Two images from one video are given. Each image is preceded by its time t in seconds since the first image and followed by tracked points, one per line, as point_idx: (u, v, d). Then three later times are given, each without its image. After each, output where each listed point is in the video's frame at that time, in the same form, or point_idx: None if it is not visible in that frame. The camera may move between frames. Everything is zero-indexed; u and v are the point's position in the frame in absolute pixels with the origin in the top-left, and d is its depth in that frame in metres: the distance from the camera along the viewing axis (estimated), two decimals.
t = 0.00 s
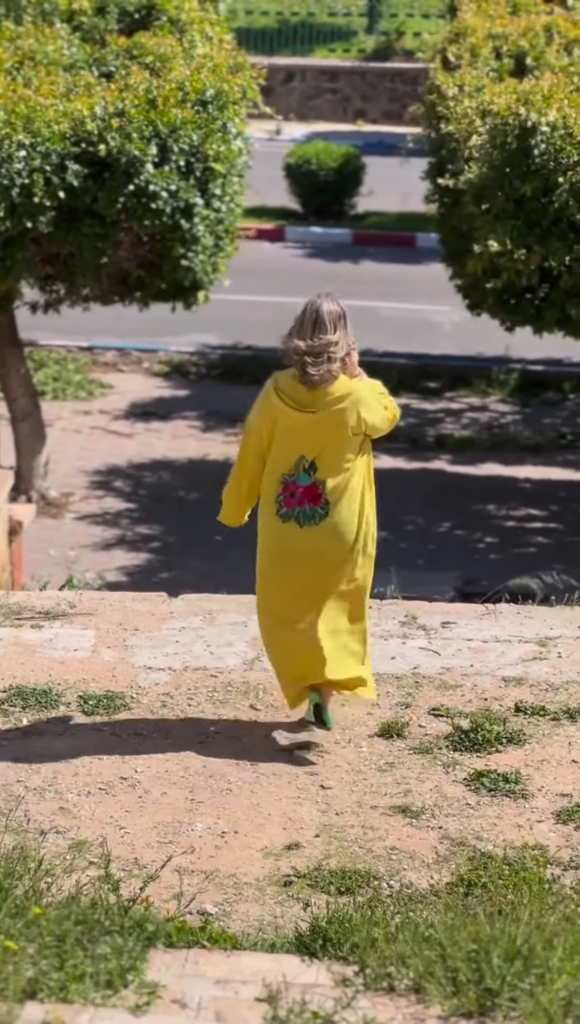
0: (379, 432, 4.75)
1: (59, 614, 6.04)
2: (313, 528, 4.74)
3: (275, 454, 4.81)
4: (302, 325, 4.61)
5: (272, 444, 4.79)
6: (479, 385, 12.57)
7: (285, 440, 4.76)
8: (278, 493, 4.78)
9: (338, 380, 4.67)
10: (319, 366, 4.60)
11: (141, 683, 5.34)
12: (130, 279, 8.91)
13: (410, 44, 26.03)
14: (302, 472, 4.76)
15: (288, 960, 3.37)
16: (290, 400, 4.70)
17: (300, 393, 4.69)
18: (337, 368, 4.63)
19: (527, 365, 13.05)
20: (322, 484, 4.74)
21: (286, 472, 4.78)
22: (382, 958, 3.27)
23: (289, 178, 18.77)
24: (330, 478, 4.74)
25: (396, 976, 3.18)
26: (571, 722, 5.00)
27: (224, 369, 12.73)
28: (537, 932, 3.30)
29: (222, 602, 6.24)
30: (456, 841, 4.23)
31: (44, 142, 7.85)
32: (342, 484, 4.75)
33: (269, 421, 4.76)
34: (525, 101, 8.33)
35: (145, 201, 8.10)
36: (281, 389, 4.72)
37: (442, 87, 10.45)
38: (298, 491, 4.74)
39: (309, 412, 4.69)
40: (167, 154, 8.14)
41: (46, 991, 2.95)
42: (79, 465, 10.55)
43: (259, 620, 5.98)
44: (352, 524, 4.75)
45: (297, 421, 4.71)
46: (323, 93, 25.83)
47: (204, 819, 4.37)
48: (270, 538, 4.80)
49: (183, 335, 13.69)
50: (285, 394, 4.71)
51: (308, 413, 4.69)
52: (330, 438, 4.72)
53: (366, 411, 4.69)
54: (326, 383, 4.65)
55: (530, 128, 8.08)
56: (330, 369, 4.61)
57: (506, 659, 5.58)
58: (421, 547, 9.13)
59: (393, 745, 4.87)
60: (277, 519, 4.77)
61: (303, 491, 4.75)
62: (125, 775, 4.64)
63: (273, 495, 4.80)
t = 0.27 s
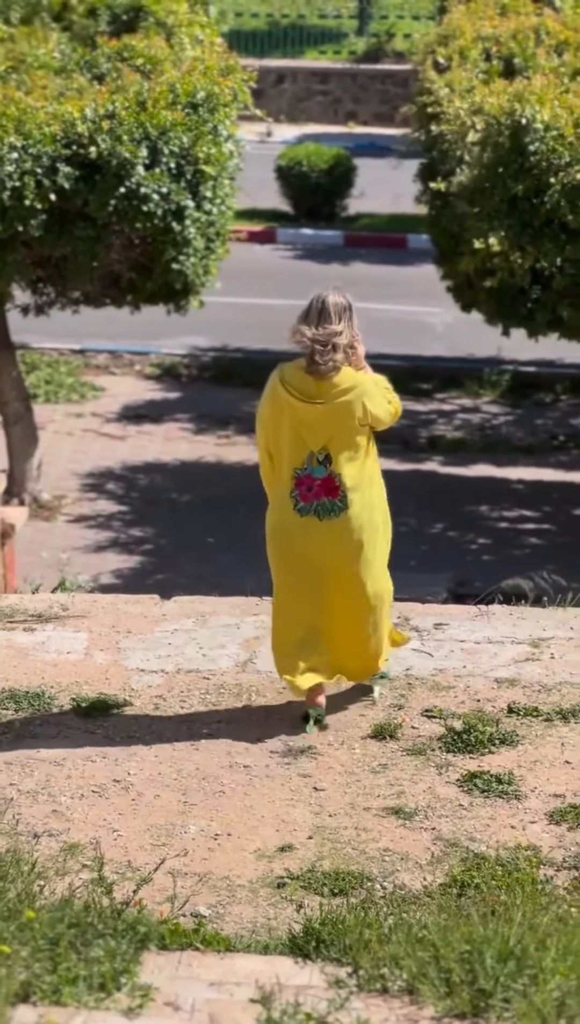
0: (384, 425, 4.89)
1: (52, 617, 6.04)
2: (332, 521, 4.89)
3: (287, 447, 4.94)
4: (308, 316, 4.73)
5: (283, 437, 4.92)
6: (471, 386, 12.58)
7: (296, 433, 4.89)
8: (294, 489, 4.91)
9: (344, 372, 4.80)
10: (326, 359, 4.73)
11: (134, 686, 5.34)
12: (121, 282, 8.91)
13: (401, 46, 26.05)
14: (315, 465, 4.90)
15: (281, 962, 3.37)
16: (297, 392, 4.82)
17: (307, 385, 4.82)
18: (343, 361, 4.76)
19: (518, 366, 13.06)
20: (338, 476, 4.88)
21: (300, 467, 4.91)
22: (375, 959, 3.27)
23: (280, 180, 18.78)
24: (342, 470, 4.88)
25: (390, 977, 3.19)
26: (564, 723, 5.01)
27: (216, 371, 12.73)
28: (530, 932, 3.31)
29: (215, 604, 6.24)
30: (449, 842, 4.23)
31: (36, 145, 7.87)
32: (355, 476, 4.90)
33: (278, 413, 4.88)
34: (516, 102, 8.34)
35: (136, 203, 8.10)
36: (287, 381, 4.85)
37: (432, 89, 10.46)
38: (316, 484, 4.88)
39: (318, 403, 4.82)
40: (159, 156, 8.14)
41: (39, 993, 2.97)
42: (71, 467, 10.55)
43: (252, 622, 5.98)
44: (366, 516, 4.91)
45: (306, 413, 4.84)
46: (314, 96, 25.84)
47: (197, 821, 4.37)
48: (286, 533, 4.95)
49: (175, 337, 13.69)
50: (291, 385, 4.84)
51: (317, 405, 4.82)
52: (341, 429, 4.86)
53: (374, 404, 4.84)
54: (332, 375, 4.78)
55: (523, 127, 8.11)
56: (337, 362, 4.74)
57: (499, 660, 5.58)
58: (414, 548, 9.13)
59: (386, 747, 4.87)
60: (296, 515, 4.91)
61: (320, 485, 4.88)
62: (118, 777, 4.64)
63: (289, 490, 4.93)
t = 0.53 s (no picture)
0: (395, 421, 4.89)
1: (40, 620, 6.03)
2: (347, 518, 4.91)
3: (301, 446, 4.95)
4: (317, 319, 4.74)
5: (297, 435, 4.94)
6: (459, 387, 12.59)
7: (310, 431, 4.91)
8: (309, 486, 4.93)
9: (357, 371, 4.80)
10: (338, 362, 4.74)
11: (122, 689, 5.33)
12: (108, 285, 8.91)
13: (387, 48, 26.07)
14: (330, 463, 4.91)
15: (270, 965, 3.36)
16: (311, 394, 4.84)
17: (320, 387, 4.83)
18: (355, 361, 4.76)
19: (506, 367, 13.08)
20: (354, 474, 4.89)
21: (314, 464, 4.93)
22: (364, 962, 3.27)
23: (267, 182, 18.78)
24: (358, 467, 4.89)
25: (378, 979, 3.19)
26: (552, 723, 5.02)
27: (204, 374, 12.73)
28: (519, 933, 3.30)
29: (203, 606, 6.23)
30: (438, 843, 4.24)
31: (22, 149, 7.87)
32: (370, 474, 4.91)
33: (293, 412, 4.90)
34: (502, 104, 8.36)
35: (123, 206, 8.11)
36: (300, 381, 4.86)
37: (418, 91, 10.47)
38: (331, 484, 4.89)
39: (331, 403, 4.83)
40: (145, 159, 8.14)
41: (27, 998, 2.97)
42: (59, 471, 10.53)
43: (240, 624, 5.98)
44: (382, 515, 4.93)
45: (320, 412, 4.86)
46: (300, 97, 25.84)
47: (186, 824, 4.37)
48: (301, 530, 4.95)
49: (162, 340, 13.68)
50: (304, 385, 4.85)
51: (330, 404, 4.83)
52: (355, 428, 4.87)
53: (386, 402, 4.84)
54: (346, 375, 4.79)
55: (507, 129, 8.16)
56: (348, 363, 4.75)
57: (487, 662, 5.59)
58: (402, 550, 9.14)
59: (374, 748, 4.87)
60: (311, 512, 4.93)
61: (336, 482, 4.90)
62: (107, 780, 4.64)
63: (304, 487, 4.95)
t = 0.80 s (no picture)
0: (402, 411, 5.00)
1: (25, 624, 6.03)
2: (342, 505, 5.06)
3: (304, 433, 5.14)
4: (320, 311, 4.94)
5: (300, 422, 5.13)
6: (444, 390, 12.62)
7: (311, 420, 5.09)
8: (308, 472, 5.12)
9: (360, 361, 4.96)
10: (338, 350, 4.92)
11: (108, 693, 5.33)
12: (93, 290, 8.91)
13: (371, 51, 26.10)
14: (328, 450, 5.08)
15: (256, 968, 3.36)
16: (316, 383, 5.02)
17: (325, 374, 5.01)
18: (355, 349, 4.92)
19: (491, 369, 13.11)
20: (349, 461, 5.05)
21: (313, 451, 5.11)
22: (350, 964, 3.28)
23: (251, 186, 18.79)
24: (355, 457, 5.05)
25: (364, 981, 3.20)
26: (538, 724, 5.03)
27: (190, 378, 12.74)
28: (505, 935, 3.31)
29: (189, 609, 6.24)
30: (424, 846, 4.24)
31: (5, 155, 7.87)
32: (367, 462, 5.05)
33: (296, 402, 5.10)
34: (485, 107, 8.38)
35: (108, 211, 8.11)
36: (306, 371, 5.05)
37: (402, 93, 10.48)
38: (327, 469, 5.06)
39: (333, 392, 5.00)
40: (131, 163, 8.15)
41: (13, 1003, 2.98)
42: (45, 475, 10.53)
43: (225, 627, 5.99)
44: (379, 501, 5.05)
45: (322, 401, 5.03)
46: (284, 101, 25.84)
47: (173, 828, 4.37)
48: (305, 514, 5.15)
49: (148, 344, 13.68)
50: (309, 375, 5.04)
51: (332, 393, 5.00)
52: (353, 417, 5.03)
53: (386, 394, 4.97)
54: (348, 364, 4.95)
55: (490, 133, 8.11)
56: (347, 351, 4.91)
57: (474, 663, 5.61)
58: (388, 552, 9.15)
59: (361, 751, 4.88)
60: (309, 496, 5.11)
61: (332, 468, 5.07)
62: (92, 784, 4.64)
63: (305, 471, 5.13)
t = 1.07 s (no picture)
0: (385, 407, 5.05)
1: (10, 629, 6.01)
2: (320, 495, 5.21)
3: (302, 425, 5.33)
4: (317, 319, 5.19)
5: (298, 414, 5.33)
6: (429, 392, 12.63)
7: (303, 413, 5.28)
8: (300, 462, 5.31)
9: (342, 354, 5.10)
10: (321, 338, 5.11)
11: (94, 697, 5.32)
12: (76, 295, 8.91)
13: (353, 54, 26.13)
14: (311, 440, 5.26)
15: (242, 971, 3.35)
16: (307, 372, 5.20)
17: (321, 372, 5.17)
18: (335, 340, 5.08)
19: (476, 370, 13.12)
20: (326, 454, 5.19)
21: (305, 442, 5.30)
22: (337, 966, 3.28)
23: (235, 189, 18.79)
24: (330, 448, 5.19)
25: (351, 984, 3.20)
26: (524, 726, 5.04)
27: (174, 381, 12.73)
28: (492, 936, 3.30)
29: (174, 612, 6.23)
30: (410, 848, 4.24)
31: None
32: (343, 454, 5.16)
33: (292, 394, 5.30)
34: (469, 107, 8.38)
35: (91, 214, 8.16)
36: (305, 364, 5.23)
37: (385, 96, 10.49)
38: (308, 460, 5.24)
39: (320, 385, 5.16)
40: (115, 168, 8.20)
41: None
42: (30, 480, 10.51)
43: (210, 630, 5.98)
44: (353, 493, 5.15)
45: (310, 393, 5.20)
46: (267, 104, 25.84)
47: (159, 832, 4.36)
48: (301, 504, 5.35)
49: (132, 348, 13.66)
50: (305, 368, 5.22)
51: (319, 386, 5.16)
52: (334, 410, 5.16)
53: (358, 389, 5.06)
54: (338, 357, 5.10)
55: (476, 134, 8.13)
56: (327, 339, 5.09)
57: (459, 665, 5.61)
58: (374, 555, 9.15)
59: (346, 753, 4.88)
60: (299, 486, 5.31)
61: (313, 459, 5.24)
62: (78, 789, 4.63)
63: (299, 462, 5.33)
